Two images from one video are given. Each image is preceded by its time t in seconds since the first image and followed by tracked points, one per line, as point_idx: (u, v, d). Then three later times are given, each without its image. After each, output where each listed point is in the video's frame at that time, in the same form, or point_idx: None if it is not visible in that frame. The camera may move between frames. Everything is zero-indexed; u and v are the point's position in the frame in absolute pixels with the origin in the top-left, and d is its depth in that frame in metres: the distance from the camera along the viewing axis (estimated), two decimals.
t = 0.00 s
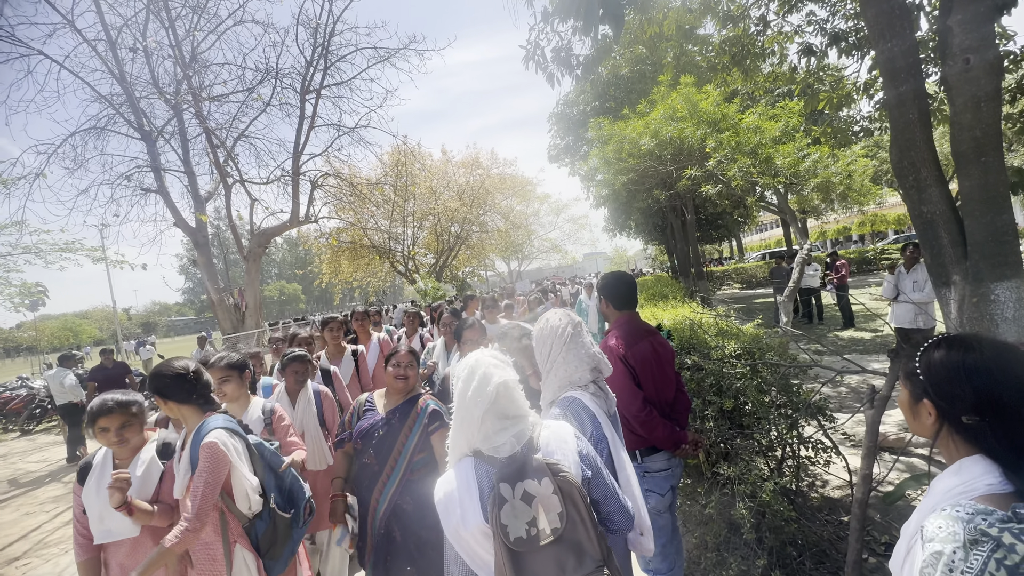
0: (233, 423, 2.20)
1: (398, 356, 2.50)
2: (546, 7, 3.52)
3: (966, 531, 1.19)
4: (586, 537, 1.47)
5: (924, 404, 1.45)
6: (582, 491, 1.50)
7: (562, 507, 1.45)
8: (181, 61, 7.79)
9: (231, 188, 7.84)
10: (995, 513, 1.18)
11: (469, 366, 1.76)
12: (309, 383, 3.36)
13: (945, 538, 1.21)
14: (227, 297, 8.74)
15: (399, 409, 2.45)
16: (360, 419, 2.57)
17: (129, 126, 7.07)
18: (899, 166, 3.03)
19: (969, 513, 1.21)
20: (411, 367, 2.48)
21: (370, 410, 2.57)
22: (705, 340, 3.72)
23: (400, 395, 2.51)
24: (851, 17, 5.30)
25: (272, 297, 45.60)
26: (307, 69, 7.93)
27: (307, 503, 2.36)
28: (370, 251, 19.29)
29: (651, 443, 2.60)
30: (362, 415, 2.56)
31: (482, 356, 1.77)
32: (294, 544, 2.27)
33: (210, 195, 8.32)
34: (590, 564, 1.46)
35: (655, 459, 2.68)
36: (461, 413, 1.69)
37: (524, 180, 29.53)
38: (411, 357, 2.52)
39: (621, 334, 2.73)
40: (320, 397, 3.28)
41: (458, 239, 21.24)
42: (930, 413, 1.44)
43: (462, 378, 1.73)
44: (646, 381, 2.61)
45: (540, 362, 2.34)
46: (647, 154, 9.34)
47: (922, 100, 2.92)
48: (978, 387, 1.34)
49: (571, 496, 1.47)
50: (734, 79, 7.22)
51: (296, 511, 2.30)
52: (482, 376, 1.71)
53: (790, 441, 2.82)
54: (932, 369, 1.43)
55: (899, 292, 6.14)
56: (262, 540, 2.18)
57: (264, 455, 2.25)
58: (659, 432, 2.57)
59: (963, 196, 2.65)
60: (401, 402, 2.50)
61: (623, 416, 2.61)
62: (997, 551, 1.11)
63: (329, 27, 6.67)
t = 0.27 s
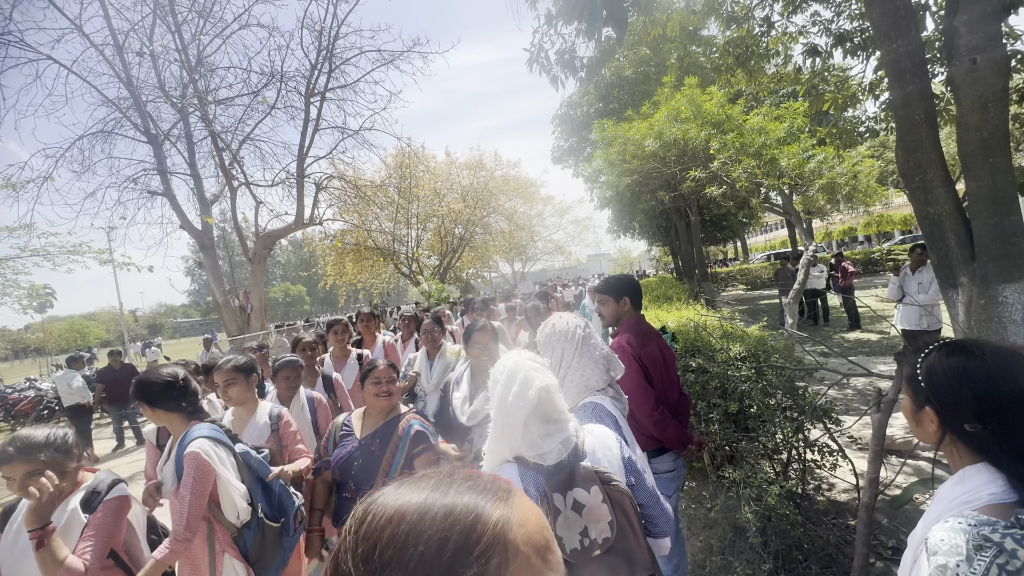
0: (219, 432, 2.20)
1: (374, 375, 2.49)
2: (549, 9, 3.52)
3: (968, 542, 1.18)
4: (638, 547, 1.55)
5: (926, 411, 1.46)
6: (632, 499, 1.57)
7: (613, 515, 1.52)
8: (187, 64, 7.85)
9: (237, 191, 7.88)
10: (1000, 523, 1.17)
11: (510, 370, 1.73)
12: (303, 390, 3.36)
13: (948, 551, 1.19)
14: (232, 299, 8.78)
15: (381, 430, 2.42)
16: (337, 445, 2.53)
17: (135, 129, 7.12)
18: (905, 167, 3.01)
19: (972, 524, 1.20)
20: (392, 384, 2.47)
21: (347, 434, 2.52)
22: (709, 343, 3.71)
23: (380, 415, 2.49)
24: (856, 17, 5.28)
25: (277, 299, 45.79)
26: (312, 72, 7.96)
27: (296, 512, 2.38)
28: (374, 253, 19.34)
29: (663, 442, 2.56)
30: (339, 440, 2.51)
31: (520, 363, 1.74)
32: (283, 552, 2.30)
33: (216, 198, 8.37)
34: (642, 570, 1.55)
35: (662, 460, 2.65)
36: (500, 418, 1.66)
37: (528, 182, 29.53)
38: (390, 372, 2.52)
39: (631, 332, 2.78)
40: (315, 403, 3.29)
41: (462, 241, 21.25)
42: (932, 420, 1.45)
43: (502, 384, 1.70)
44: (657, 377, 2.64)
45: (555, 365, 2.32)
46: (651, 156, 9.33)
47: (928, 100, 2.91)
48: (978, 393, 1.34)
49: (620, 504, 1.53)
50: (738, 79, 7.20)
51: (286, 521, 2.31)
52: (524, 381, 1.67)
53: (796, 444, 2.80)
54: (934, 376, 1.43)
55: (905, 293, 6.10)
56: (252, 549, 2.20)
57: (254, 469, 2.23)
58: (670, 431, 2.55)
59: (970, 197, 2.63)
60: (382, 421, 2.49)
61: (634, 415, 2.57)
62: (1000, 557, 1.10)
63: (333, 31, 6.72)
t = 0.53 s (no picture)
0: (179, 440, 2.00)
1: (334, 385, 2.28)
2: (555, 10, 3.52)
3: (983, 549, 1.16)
4: (709, 534, 1.52)
5: (935, 416, 1.45)
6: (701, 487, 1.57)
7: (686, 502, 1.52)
8: (194, 67, 7.90)
9: (243, 192, 7.92)
10: (1016, 529, 1.16)
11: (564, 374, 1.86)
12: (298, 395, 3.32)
13: (963, 559, 1.17)
14: (238, 300, 8.82)
15: (341, 446, 2.23)
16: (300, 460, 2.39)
17: (142, 131, 7.17)
18: (914, 168, 2.99)
19: (986, 531, 1.18)
20: (353, 395, 2.27)
21: (309, 451, 2.38)
22: (716, 344, 3.69)
23: (345, 428, 2.30)
24: (862, 17, 5.24)
25: (282, 300, 45.97)
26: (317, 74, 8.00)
27: (268, 519, 2.13)
28: (379, 253, 19.39)
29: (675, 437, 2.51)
30: (302, 457, 2.37)
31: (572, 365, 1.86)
32: (261, 565, 2.06)
33: (223, 199, 8.42)
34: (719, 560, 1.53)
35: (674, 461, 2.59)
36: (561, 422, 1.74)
37: (532, 183, 29.54)
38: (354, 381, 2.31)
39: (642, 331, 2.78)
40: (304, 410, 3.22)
41: (466, 241, 21.27)
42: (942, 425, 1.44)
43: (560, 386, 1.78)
44: (670, 374, 2.65)
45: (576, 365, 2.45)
46: (656, 156, 9.31)
47: (936, 100, 2.88)
48: (987, 397, 1.33)
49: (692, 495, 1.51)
50: (744, 79, 7.17)
51: (261, 529, 2.09)
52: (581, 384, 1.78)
53: (803, 446, 2.78)
54: (941, 380, 1.43)
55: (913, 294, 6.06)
56: (227, 563, 1.97)
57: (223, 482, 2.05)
58: (684, 429, 2.54)
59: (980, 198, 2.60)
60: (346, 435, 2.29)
61: (650, 412, 2.55)
62: (1016, 562, 1.09)
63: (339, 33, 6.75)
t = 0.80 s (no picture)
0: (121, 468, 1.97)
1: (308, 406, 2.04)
2: (561, 10, 3.52)
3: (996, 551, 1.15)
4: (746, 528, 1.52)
5: (945, 419, 1.45)
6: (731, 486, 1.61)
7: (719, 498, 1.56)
8: (202, 68, 7.95)
9: (250, 192, 7.97)
10: None
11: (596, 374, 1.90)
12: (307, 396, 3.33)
13: (974, 563, 1.15)
14: (245, 299, 8.87)
15: (315, 477, 1.94)
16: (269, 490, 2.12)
17: (151, 132, 7.23)
18: (923, 167, 2.96)
19: (998, 536, 1.17)
20: (330, 417, 2.02)
21: (280, 480, 2.10)
22: (722, 345, 3.67)
23: (321, 454, 2.03)
24: (871, 15, 5.20)
25: (289, 299, 46.21)
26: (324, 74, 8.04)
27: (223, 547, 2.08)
28: (384, 253, 19.44)
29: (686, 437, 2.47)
30: (272, 486, 2.10)
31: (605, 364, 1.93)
32: None
33: (230, 199, 8.47)
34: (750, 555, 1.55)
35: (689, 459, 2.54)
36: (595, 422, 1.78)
37: (538, 183, 29.53)
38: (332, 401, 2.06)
39: (649, 332, 2.77)
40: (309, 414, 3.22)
41: (471, 241, 21.30)
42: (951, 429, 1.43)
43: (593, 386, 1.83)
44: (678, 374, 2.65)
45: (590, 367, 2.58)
46: (662, 155, 9.28)
47: (947, 98, 2.85)
48: (996, 399, 1.32)
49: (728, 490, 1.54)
50: (751, 78, 7.13)
51: (210, 558, 2.03)
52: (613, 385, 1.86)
53: (810, 448, 2.76)
54: (950, 383, 1.42)
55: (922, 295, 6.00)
56: None
57: (178, 506, 2.07)
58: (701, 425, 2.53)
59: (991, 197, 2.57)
60: (322, 463, 2.01)
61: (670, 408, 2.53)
62: None
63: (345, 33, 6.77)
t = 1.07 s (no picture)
0: (39, 504, 1.84)
1: (287, 424, 1.88)
2: (568, 8, 3.50)
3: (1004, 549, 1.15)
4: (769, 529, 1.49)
5: (957, 420, 1.43)
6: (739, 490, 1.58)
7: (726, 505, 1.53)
8: (210, 68, 8.01)
9: (258, 191, 8.02)
10: None
11: (615, 367, 1.85)
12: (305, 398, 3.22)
13: (983, 564, 1.15)
14: (253, 298, 8.95)
15: (296, 512, 1.72)
16: (236, 525, 1.91)
17: (161, 132, 7.31)
18: (935, 164, 2.93)
19: (1007, 536, 1.17)
20: (311, 438, 1.85)
21: (251, 513, 1.89)
22: (730, 344, 3.66)
23: (302, 483, 1.83)
24: (882, 10, 5.14)
25: (296, 297, 46.52)
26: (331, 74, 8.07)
27: None
28: (391, 251, 19.50)
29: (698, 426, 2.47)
30: (242, 519, 1.88)
31: (621, 359, 1.90)
32: None
33: (239, 198, 8.54)
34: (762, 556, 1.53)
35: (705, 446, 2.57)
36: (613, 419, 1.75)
37: (544, 181, 29.50)
38: (313, 419, 1.90)
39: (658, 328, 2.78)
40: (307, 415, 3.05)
41: (478, 239, 21.33)
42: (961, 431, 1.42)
43: (608, 382, 1.80)
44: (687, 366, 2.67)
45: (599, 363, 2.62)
46: (669, 153, 9.25)
47: (960, 94, 2.82)
48: (1007, 398, 1.32)
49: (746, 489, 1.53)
50: (759, 75, 7.08)
51: None
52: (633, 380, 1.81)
53: (819, 448, 2.74)
54: (961, 384, 1.41)
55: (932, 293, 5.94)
56: None
57: (104, 542, 2.03)
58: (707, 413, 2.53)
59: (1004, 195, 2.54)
60: (305, 492, 1.81)
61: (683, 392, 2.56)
62: None
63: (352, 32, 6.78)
